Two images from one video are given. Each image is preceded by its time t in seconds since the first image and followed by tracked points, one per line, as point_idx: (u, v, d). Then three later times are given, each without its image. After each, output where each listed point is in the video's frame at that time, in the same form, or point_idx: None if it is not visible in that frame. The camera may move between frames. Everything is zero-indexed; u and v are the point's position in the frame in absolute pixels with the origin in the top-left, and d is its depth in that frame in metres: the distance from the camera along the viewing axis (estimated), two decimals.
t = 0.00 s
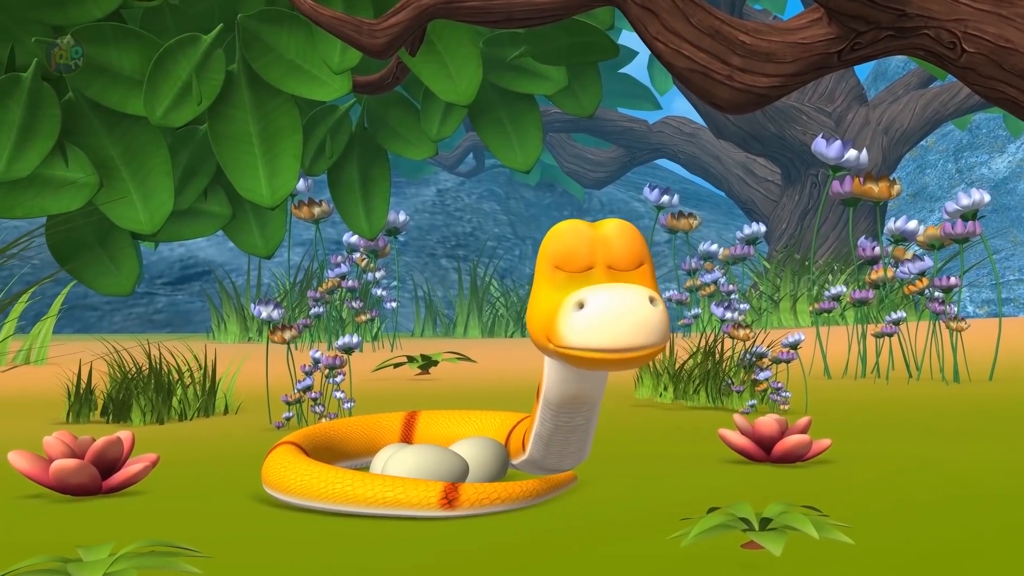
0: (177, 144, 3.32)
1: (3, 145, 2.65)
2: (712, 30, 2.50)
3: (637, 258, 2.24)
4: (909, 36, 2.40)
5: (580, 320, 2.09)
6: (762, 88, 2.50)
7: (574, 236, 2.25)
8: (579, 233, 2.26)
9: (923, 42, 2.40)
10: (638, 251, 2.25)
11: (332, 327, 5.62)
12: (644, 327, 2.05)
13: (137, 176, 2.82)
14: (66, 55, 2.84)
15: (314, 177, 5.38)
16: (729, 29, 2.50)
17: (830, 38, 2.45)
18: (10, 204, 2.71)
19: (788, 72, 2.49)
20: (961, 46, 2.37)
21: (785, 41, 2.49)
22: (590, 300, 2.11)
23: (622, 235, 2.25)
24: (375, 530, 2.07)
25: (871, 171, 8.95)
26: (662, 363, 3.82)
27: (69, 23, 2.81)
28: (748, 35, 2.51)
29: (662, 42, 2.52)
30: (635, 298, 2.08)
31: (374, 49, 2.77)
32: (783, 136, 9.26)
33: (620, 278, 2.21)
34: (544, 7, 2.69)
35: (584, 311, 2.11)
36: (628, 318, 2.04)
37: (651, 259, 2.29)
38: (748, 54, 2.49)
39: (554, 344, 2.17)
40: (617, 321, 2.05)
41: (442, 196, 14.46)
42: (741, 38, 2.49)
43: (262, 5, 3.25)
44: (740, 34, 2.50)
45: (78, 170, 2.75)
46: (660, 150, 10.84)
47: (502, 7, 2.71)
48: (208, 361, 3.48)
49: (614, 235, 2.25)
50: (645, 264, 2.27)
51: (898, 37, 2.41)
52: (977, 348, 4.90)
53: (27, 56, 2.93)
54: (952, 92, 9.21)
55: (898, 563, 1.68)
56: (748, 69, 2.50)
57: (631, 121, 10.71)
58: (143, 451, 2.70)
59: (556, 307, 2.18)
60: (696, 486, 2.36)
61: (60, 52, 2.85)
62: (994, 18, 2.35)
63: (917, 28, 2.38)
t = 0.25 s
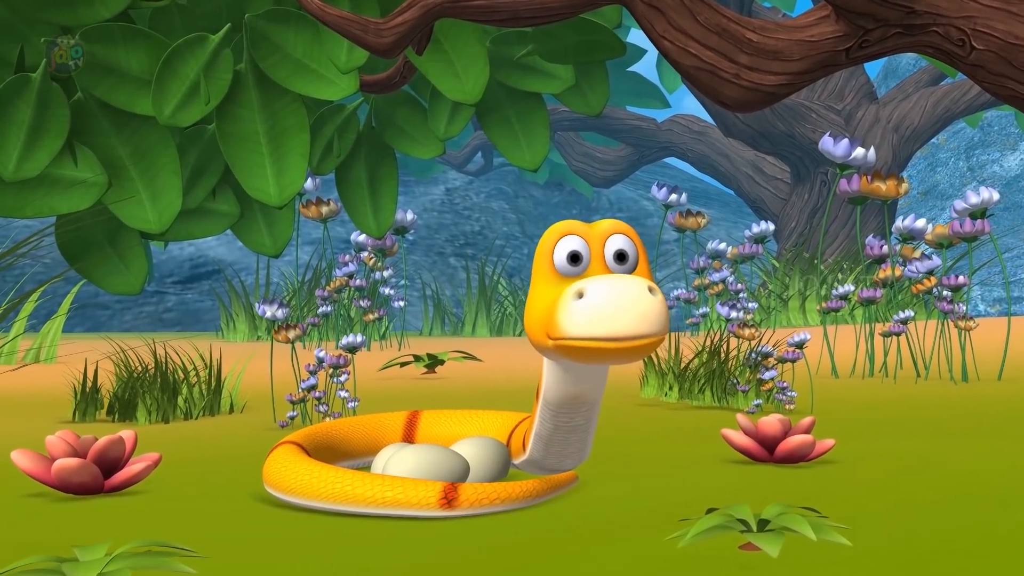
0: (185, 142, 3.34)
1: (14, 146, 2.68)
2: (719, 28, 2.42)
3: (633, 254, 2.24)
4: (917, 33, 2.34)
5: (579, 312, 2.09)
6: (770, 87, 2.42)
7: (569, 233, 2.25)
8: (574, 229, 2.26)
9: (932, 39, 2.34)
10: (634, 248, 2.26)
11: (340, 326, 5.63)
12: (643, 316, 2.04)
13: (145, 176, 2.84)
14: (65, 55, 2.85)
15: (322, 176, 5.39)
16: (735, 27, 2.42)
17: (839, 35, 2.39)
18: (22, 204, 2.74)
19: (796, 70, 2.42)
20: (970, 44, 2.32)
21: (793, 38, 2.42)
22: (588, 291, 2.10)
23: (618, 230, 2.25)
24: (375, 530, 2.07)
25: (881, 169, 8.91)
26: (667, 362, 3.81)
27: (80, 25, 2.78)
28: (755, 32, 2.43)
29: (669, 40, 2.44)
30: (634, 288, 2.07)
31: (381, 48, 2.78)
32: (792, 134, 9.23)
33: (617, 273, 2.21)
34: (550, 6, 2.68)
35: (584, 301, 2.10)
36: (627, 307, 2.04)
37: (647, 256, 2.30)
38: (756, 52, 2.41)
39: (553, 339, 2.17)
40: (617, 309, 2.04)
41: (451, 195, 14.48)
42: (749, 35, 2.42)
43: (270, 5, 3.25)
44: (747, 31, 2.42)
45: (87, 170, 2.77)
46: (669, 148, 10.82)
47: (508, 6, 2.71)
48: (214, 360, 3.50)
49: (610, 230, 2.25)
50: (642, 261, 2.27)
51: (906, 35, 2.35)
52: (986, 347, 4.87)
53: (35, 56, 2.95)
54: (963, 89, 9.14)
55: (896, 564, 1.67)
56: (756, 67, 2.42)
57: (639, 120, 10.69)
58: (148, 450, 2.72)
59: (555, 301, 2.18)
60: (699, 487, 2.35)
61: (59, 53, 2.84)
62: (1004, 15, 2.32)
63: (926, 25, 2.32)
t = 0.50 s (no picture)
0: (193, 142, 3.36)
1: (23, 146, 2.70)
2: (726, 26, 2.39)
3: (623, 258, 2.24)
4: (926, 30, 2.30)
5: (563, 319, 2.09)
6: (777, 85, 2.39)
7: (559, 238, 2.25)
8: (564, 234, 2.26)
9: (941, 36, 2.31)
10: (625, 251, 2.25)
11: (349, 325, 5.65)
12: (628, 323, 2.06)
13: (154, 176, 2.86)
14: (66, 55, 2.93)
15: (329, 176, 5.40)
16: (742, 25, 2.39)
17: (846, 32, 2.36)
18: (32, 204, 2.76)
19: (803, 67, 2.38)
20: (980, 41, 2.29)
21: (800, 36, 2.39)
22: (574, 297, 2.11)
23: (608, 234, 2.25)
24: (374, 530, 2.08)
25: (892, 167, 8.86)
26: (673, 362, 3.80)
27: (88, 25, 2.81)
28: (762, 30, 2.40)
29: (676, 39, 2.40)
30: (619, 296, 2.08)
31: (388, 47, 2.72)
32: (801, 132, 9.18)
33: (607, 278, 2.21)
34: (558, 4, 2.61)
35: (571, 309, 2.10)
36: (610, 315, 2.05)
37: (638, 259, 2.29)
38: (763, 50, 2.38)
39: (540, 346, 2.18)
40: (602, 317, 2.05)
41: (459, 194, 14.53)
42: (756, 33, 2.38)
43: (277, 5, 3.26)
44: (754, 29, 2.39)
45: (96, 169, 2.81)
46: (678, 147, 10.79)
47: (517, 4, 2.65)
48: (220, 359, 3.51)
49: (599, 233, 2.25)
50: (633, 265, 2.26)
51: (914, 32, 2.31)
52: (996, 346, 4.84)
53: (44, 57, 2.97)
54: (974, 87, 9.09)
55: (893, 566, 1.66)
56: (762, 65, 2.39)
57: (648, 118, 10.66)
58: (152, 449, 2.73)
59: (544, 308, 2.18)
60: (700, 487, 2.35)
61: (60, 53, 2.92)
62: (1012, 12, 2.28)
63: (934, 22, 2.28)
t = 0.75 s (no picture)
0: (202, 141, 3.35)
1: (32, 146, 2.73)
2: (733, 23, 2.36)
3: (569, 300, 2.45)
4: (934, 28, 2.25)
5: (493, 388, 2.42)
6: (784, 83, 2.37)
7: (507, 283, 2.49)
8: (511, 276, 2.50)
9: (950, 34, 2.25)
10: (570, 292, 2.46)
11: (358, 323, 5.67)
12: (545, 406, 2.37)
13: (163, 175, 2.88)
14: (66, 55, 3.01)
15: (337, 175, 5.41)
16: (750, 22, 2.36)
17: (854, 30, 2.32)
18: (43, 203, 2.83)
19: (810, 65, 2.36)
20: (989, 39, 2.23)
21: (808, 34, 2.35)
22: (504, 371, 2.42)
23: (549, 279, 2.46)
24: (374, 530, 2.08)
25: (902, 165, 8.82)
26: (678, 361, 3.79)
27: (96, 26, 2.83)
28: (769, 28, 2.37)
29: (682, 37, 2.38)
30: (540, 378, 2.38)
31: (394, 46, 2.73)
32: (810, 130, 9.14)
33: (550, 321, 2.45)
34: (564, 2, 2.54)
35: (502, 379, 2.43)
36: (529, 401, 2.37)
37: (590, 289, 2.49)
38: (770, 48, 2.36)
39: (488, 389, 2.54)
40: (522, 399, 2.38)
41: (467, 193, 14.59)
42: (762, 31, 2.36)
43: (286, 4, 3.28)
44: (761, 27, 2.36)
45: (105, 170, 2.82)
46: (686, 145, 10.76)
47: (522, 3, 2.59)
48: (226, 358, 3.53)
49: (542, 278, 2.46)
50: (582, 298, 2.47)
51: (923, 29, 2.26)
52: (1004, 345, 4.81)
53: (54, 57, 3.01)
54: (984, 85, 9.04)
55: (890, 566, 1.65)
56: (770, 63, 2.36)
57: (656, 117, 10.65)
58: (158, 447, 2.75)
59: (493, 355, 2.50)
60: (702, 488, 2.34)
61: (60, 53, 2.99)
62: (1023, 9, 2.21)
63: (943, 20, 2.23)
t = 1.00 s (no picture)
0: (210, 141, 3.38)
1: (42, 147, 2.78)
2: (740, 22, 2.34)
3: (527, 339, 2.34)
4: (943, 25, 2.23)
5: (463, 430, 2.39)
6: (792, 81, 2.35)
7: (467, 321, 2.40)
8: (472, 314, 2.40)
9: (959, 31, 2.23)
10: (528, 330, 2.34)
11: (366, 322, 5.68)
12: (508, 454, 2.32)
13: (170, 174, 2.93)
14: (66, 55, 3.08)
15: (345, 174, 5.42)
16: (757, 20, 2.34)
17: (862, 27, 2.30)
18: (54, 203, 2.86)
19: (819, 63, 2.34)
20: (999, 35, 2.21)
21: (816, 31, 2.33)
22: (466, 416, 2.37)
23: (505, 318, 2.34)
24: (373, 530, 2.08)
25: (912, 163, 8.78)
26: (684, 360, 3.78)
27: (105, 26, 2.86)
28: (777, 26, 2.35)
29: (689, 36, 2.36)
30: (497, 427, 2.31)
31: (401, 46, 2.70)
32: (820, 128, 9.11)
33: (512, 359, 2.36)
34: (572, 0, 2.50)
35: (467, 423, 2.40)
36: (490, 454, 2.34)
37: (551, 325, 2.35)
38: (778, 46, 2.33)
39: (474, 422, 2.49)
40: (484, 446, 2.33)
41: (476, 192, 14.58)
42: (770, 29, 2.34)
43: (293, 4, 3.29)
44: (769, 25, 2.34)
45: (114, 169, 2.86)
46: (696, 143, 10.73)
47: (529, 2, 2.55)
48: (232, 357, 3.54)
49: (496, 319, 2.35)
50: (543, 337, 2.34)
51: (932, 27, 2.24)
52: (1014, 345, 4.77)
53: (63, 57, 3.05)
54: (996, 82, 9.00)
55: (888, 569, 1.64)
56: (778, 61, 2.34)
57: (665, 115, 10.61)
58: (162, 446, 2.76)
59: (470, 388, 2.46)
60: (703, 489, 2.34)
61: (60, 53, 3.08)
62: None
63: (952, 17, 2.21)
